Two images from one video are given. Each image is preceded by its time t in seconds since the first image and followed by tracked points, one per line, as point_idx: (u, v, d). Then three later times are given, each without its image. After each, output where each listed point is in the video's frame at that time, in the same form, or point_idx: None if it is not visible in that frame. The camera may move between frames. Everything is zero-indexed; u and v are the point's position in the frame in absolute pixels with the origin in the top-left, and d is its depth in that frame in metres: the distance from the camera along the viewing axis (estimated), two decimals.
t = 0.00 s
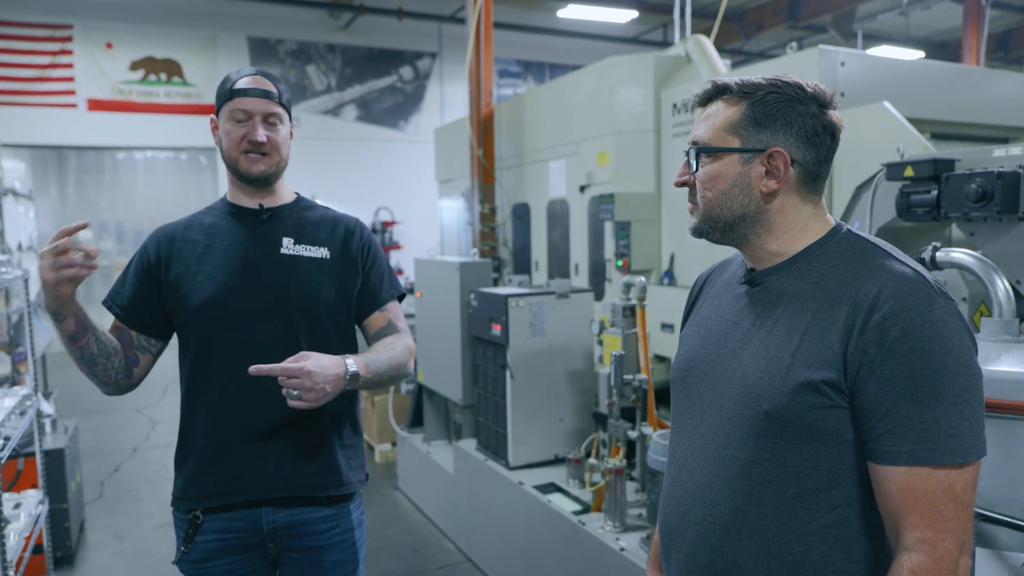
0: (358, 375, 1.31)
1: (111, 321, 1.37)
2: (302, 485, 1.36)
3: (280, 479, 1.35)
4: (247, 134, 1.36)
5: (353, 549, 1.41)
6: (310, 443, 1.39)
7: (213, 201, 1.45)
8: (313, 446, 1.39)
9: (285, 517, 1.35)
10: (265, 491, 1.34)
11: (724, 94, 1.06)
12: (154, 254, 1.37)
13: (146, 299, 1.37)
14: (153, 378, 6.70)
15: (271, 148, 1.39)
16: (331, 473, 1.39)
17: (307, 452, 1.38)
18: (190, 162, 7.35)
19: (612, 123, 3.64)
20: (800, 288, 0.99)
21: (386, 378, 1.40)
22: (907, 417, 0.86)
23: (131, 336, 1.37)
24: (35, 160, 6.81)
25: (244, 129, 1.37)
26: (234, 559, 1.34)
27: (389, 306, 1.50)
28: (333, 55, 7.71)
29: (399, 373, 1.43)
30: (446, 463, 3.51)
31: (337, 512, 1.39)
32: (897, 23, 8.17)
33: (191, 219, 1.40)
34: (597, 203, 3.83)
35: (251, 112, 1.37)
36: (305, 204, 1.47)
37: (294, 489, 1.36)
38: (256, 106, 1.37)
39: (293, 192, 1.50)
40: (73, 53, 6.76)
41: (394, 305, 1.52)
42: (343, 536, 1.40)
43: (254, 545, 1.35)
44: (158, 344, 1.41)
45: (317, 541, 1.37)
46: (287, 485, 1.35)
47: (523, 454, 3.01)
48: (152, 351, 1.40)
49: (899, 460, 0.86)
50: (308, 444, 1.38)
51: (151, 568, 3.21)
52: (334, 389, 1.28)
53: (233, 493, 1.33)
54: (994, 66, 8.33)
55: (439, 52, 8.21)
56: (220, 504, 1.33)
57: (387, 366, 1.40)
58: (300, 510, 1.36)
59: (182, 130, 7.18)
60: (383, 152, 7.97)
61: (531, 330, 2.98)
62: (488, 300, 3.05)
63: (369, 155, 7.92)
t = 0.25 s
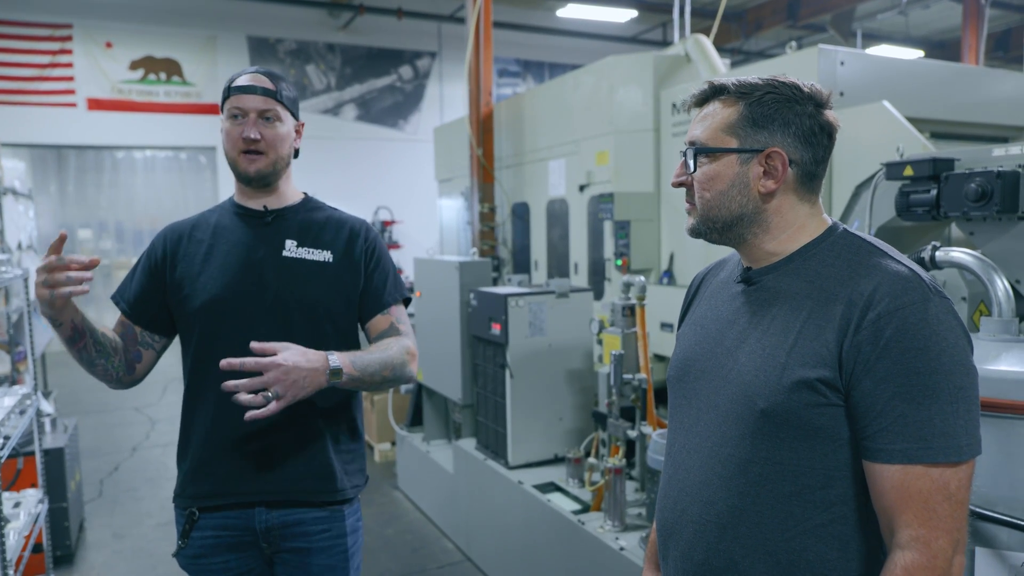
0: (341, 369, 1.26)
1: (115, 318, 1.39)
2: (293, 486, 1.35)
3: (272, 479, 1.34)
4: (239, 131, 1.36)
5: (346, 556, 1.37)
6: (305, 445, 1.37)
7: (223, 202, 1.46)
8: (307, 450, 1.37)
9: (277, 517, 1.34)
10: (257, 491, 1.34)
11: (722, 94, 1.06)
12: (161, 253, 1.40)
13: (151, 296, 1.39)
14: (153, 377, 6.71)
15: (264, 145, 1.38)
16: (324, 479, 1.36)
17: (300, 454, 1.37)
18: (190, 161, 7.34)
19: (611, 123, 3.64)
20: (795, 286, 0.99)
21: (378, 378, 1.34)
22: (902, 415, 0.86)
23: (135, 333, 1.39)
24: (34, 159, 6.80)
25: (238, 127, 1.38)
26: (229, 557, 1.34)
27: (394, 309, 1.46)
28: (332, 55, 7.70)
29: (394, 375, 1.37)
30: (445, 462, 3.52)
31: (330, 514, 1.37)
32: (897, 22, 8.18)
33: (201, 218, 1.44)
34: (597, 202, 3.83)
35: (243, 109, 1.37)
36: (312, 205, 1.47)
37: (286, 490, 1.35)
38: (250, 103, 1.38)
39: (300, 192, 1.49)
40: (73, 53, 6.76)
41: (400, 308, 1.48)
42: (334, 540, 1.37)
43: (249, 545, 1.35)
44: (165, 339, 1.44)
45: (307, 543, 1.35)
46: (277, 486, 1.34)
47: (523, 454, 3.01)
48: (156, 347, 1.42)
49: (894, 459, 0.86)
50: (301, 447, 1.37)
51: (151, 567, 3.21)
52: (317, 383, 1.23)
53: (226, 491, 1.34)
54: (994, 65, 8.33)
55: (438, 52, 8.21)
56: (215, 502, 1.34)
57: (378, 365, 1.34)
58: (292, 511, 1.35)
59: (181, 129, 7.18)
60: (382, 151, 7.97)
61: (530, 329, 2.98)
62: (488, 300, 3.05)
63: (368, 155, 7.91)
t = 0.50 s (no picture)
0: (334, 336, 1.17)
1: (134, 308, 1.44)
2: (292, 487, 1.33)
3: (271, 479, 1.34)
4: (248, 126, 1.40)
5: (350, 561, 1.37)
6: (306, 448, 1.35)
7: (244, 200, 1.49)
8: (308, 452, 1.35)
9: (282, 521, 1.34)
10: (259, 491, 1.34)
11: (725, 92, 1.06)
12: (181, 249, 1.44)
13: (172, 289, 1.44)
14: (152, 377, 6.71)
15: (272, 139, 1.40)
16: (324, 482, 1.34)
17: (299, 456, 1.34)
18: (189, 161, 7.39)
19: (610, 122, 3.64)
20: (794, 285, 0.99)
21: (377, 360, 1.25)
22: (901, 415, 0.86)
23: (150, 319, 1.43)
24: (34, 159, 6.84)
25: (249, 122, 1.41)
26: (236, 556, 1.34)
27: (404, 303, 1.40)
28: (331, 54, 7.70)
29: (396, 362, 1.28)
30: (445, 462, 3.52)
31: (337, 519, 1.36)
32: (896, 22, 8.19)
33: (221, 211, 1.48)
34: (596, 202, 3.83)
35: (254, 104, 1.40)
36: (331, 202, 1.46)
37: (287, 491, 1.33)
38: (259, 98, 1.41)
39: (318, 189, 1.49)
40: (72, 52, 6.75)
41: (410, 303, 1.41)
42: (341, 546, 1.36)
43: (255, 546, 1.35)
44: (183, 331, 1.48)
45: (313, 548, 1.34)
46: (277, 485, 1.34)
47: (523, 453, 3.01)
48: (169, 338, 1.45)
49: (893, 458, 0.86)
50: (300, 452, 1.35)
51: (151, 566, 3.21)
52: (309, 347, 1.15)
53: (229, 489, 1.34)
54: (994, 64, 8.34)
55: (438, 51, 8.21)
56: (220, 500, 1.35)
57: (379, 347, 1.26)
58: (298, 515, 1.34)
59: (181, 129, 7.17)
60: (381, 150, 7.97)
61: (530, 328, 2.98)
62: (487, 299, 3.05)
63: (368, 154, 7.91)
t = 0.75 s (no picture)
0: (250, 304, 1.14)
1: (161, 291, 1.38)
2: (295, 486, 1.29)
3: (275, 477, 1.30)
4: (279, 126, 1.36)
5: (357, 568, 1.33)
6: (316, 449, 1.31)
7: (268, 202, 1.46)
8: (314, 451, 1.31)
9: (288, 523, 1.30)
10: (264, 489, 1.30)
11: (733, 90, 1.06)
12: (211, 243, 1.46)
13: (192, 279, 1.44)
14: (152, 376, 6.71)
15: (303, 142, 1.36)
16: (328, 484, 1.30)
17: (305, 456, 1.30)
18: (189, 160, 7.37)
19: (610, 122, 3.64)
20: (805, 287, 0.99)
21: (312, 316, 1.17)
22: (914, 421, 0.86)
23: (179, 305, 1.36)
24: (34, 158, 6.83)
25: (279, 122, 1.37)
26: (241, 557, 1.31)
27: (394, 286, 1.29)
28: (331, 54, 7.71)
29: (338, 321, 1.19)
30: (445, 461, 3.52)
31: (343, 527, 1.31)
32: (896, 21, 8.19)
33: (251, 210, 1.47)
34: (596, 201, 3.83)
35: (287, 104, 1.37)
36: (353, 204, 1.41)
37: (292, 491, 1.29)
38: (291, 99, 1.37)
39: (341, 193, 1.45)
40: (72, 52, 6.75)
41: (404, 288, 1.29)
42: (347, 552, 1.32)
43: (261, 549, 1.31)
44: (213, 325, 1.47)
45: (319, 554, 1.30)
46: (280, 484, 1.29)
47: (523, 453, 3.01)
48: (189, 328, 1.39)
49: (905, 464, 0.86)
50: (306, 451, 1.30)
51: (151, 565, 3.21)
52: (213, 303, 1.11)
53: (235, 485, 1.31)
54: (994, 64, 8.34)
55: (437, 50, 8.21)
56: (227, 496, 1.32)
57: (317, 306, 1.19)
58: (306, 519, 1.30)
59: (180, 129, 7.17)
60: (381, 150, 7.97)
61: (530, 328, 2.98)
62: (487, 299, 3.05)
63: (367, 153, 7.91)
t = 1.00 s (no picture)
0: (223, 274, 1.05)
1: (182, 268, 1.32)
2: (320, 482, 1.27)
3: (296, 476, 1.27)
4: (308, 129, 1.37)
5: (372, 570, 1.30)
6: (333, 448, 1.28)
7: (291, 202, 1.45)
8: (336, 447, 1.28)
9: (304, 524, 1.28)
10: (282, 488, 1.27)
11: (758, 84, 1.04)
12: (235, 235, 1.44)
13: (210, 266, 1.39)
14: (151, 375, 6.72)
15: (333, 146, 1.37)
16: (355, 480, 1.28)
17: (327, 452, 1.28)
18: (189, 159, 7.38)
19: (610, 121, 3.63)
20: (835, 291, 0.97)
21: (298, 282, 1.06)
22: (952, 432, 0.84)
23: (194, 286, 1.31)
24: (34, 157, 6.83)
25: (308, 126, 1.38)
26: (251, 560, 1.29)
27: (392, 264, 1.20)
28: (331, 53, 7.71)
29: (326, 285, 1.07)
30: (445, 461, 3.52)
31: (358, 530, 1.29)
32: (896, 21, 8.19)
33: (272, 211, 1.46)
34: (596, 201, 3.83)
35: (316, 108, 1.38)
36: (372, 207, 1.40)
37: (309, 489, 1.27)
38: (321, 103, 1.38)
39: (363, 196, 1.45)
40: (72, 51, 6.75)
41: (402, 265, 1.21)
42: (361, 555, 1.30)
43: (272, 550, 1.29)
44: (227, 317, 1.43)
45: (334, 556, 1.28)
46: (302, 481, 1.27)
47: (522, 453, 3.01)
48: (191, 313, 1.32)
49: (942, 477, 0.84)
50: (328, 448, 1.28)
51: (151, 564, 3.21)
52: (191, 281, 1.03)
53: (251, 484, 1.29)
54: (994, 64, 8.34)
55: (437, 50, 8.21)
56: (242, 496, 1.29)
57: (304, 271, 1.08)
58: (320, 518, 1.28)
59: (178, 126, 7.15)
60: (381, 149, 7.97)
61: (531, 328, 2.98)
62: (488, 298, 3.05)
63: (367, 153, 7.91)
